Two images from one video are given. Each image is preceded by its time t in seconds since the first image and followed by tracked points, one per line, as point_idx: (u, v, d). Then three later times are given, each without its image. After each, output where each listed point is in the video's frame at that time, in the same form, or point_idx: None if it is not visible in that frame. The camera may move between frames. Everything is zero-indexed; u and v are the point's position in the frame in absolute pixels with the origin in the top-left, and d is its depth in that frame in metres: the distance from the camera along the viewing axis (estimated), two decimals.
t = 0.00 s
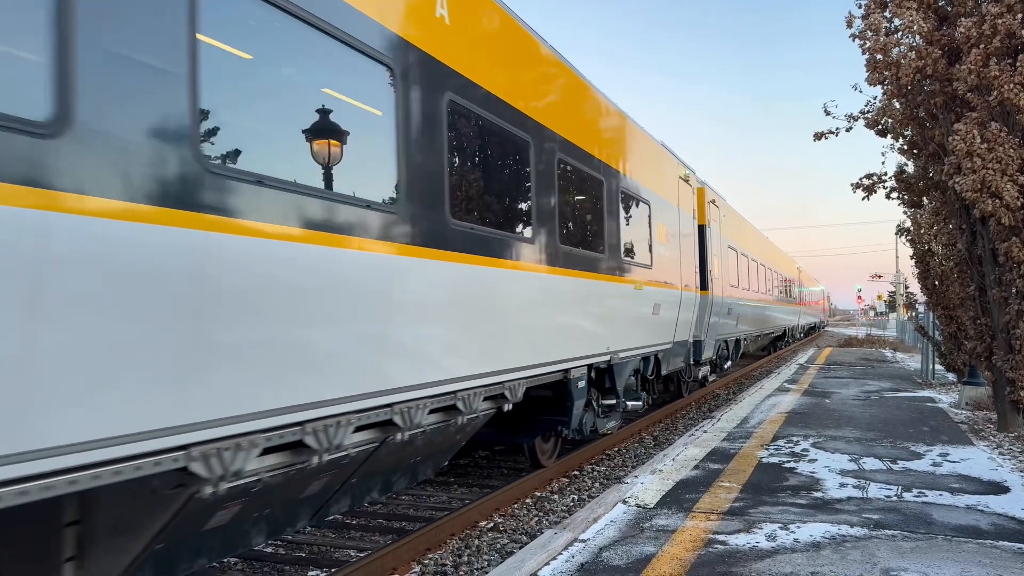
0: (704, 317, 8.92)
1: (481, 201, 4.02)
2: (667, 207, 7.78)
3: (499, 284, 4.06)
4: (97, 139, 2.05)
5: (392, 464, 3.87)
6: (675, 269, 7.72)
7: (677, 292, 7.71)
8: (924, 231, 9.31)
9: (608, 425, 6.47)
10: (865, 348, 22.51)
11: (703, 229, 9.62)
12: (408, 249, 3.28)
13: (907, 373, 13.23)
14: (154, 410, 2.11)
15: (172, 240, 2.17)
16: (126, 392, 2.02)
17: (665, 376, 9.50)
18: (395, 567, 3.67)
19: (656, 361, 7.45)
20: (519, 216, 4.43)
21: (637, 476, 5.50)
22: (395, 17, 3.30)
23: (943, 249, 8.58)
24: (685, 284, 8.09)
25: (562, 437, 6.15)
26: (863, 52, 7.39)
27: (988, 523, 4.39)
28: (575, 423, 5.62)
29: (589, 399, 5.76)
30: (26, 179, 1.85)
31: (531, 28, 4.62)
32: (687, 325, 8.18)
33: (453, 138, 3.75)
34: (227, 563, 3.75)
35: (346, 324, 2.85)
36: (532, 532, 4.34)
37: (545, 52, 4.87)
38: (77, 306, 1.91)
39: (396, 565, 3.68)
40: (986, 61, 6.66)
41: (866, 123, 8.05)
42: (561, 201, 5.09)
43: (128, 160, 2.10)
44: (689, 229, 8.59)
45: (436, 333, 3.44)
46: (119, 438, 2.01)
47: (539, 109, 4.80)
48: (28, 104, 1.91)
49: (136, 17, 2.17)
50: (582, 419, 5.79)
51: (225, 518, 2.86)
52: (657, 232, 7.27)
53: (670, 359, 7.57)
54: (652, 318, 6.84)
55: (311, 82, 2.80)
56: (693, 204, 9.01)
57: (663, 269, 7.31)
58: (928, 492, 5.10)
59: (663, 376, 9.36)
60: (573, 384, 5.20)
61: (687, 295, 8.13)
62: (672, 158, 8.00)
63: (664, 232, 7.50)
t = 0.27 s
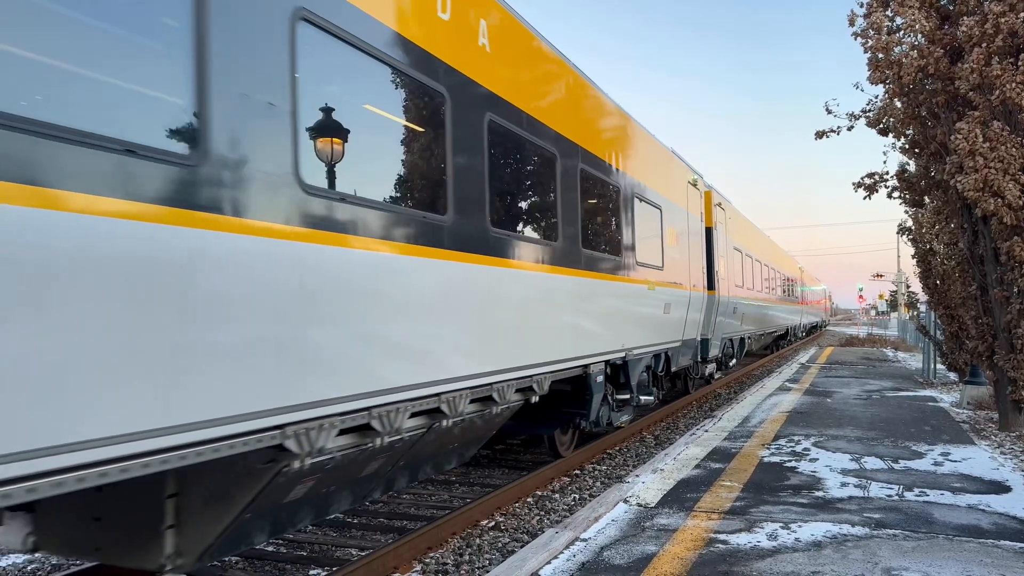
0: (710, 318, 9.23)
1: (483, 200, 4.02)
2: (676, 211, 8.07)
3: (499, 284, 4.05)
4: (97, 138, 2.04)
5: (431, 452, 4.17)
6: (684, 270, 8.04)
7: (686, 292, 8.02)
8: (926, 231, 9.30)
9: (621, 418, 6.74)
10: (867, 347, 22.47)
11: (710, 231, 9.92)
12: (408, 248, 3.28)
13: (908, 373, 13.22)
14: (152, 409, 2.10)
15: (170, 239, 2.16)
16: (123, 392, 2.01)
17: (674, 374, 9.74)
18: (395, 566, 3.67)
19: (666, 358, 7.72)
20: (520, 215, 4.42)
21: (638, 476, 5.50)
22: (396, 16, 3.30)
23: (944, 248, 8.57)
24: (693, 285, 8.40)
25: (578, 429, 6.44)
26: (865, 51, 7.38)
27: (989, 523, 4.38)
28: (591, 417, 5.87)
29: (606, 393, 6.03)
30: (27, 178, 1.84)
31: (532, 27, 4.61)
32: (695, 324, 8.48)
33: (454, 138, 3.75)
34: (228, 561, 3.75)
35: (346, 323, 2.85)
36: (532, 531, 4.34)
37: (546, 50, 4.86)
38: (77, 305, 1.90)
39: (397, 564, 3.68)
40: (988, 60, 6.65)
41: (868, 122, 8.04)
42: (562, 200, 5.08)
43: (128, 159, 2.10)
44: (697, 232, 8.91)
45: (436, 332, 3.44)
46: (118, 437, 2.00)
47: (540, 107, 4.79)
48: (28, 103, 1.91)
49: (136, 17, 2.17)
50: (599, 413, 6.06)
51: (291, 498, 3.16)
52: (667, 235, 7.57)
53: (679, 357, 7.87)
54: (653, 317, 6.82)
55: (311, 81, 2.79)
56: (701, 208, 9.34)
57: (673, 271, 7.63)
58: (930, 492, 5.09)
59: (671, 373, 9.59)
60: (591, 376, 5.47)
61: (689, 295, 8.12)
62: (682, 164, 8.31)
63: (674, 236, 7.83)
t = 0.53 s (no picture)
0: (715, 317, 9.48)
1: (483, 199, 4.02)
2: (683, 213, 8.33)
3: (499, 283, 4.04)
4: (98, 137, 2.04)
5: (463, 438, 4.48)
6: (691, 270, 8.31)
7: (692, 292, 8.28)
8: (927, 230, 9.29)
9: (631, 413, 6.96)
10: (868, 347, 22.44)
11: (715, 233, 10.19)
12: (408, 247, 3.27)
13: (909, 372, 13.22)
14: (151, 409, 2.09)
15: (168, 237, 2.16)
16: (120, 393, 2.00)
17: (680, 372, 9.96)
18: (396, 566, 3.67)
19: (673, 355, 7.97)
20: (520, 214, 4.42)
21: (639, 475, 5.49)
22: (396, 15, 3.30)
23: (945, 247, 8.57)
24: (699, 285, 8.67)
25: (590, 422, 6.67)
26: (866, 50, 7.38)
27: (990, 522, 4.38)
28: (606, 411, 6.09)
29: (619, 389, 6.27)
30: (27, 177, 1.84)
31: (533, 26, 4.61)
32: (700, 324, 8.73)
33: (454, 137, 3.75)
34: (228, 560, 3.75)
35: (346, 322, 2.85)
36: (533, 530, 4.34)
37: (545, 49, 4.85)
38: (77, 304, 1.90)
39: (398, 563, 3.68)
40: (990, 59, 6.65)
41: (868, 121, 8.04)
42: (563, 200, 5.08)
43: (128, 158, 2.10)
44: (702, 234, 9.18)
45: (436, 332, 3.43)
46: (116, 436, 2.00)
47: (539, 106, 4.78)
48: (28, 102, 1.91)
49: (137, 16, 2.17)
50: (612, 408, 6.29)
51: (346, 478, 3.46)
52: (675, 237, 7.83)
53: (685, 354, 8.12)
54: (653, 317, 6.77)
55: (312, 80, 2.80)
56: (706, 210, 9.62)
57: (680, 271, 7.88)
58: (930, 491, 5.09)
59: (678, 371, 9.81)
60: (606, 374, 5.74)
61: (689, 294, 8.12)
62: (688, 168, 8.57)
63: (681, 237, 8.10)
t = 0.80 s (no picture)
0: (720, 316, 9.77)
1: (484, 198, 4.01)
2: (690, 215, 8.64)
3: (500, 282, 4.04)
4: (96, 136, 2.04)
5: (492, 427, 4.87)
6: (698, 271, 8.64)
7: (699, 292, 8.59)
8: (927, 229, 9.29)
9: (642, 408, 7.27)
10: (868, 346, 22.42)
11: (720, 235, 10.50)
12: (409, 246, 3.27)
13: (909, 372, 13.21)
14: (150, 409, 2.09)
15: (167, 237, 2.15)
16: (118, 392, 2.00)
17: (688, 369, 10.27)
18: (396, 565, 3.67)
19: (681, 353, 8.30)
20: (521, 214, 4.42)
21: (639, 474, 5.50)
22: (397, 14, 3.30)
23: (945, 246, 8.57)
24: (706, 285, 8.99)
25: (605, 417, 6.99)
26: (866, 49, 7.38)
27: (990, 522, 4.39)
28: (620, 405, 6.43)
29: (631, 384, 6.60)
30: (25, 176, 1.84)
31: (533, 25, 4.60)
32: (707, 323, 9.03)
33: (455, 136, 3.75)
34: (228, 559, 3.75)
35: (346, 322, 2.84)
36: (533, 529, 4.35)
37: (546, 48, 4.85)
38: (77, 304, 1.90)
39: (398, 562, 3.68)
40: (990, 59, 6.64)
41: (869, 120, 8.05)
42: (564, 199, 5.08)
43: (126, 157, 2.10)
44: (708, 236, 9.51)
45: (437, 331, 3.43)
46: (115, 435, 2.00)
47: (540, 105, 4.78)
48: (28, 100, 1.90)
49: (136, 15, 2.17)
50: (624, 402, 6.59)
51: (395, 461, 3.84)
52: (683, 239, 8.19)
53: (693, 352, 8.44)
54: (654, 316, 6.75)
55: (312, 80, 2.80)
56: (712, 213, 9.94)
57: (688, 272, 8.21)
58: (930, 490, 5.10)
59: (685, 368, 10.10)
60: (620, 368, 6.11)
61: (690, 293, 8.12)
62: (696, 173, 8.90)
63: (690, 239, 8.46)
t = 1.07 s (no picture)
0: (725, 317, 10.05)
1: (484, 198, 4.02)
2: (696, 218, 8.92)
3: (500, 282, 4.05)
4: (98, 136, 2.05)
5: (516, 420, 5.17)
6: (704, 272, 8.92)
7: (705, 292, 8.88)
8: (926, 229, 9.29)
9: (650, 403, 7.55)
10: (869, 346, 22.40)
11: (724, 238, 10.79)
12: (408, 246, 3.27)
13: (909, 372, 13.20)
14: (149, 409, 2.09)
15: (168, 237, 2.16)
16: (118, 392, 2.00)
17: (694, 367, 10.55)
18: (396, 564, 3.67)
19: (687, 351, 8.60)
20: (520, 214, 4.42)
21: (638, 474, 5.50)
22: (395, 14, 3.30)
23: (945, 246, 8.57)
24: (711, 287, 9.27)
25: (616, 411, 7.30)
26: (866, 48, 7.38)
27: (990, 521, 4.38)
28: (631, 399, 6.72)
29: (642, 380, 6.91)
30: (25, 176, 1.84)
31: (532, 24, 4.60)
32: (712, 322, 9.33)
33: (454, 136, 3.76)
34: (228, 559, 3.75)
35: (345, 322, 2.84)
36: (533, 529, 4.35)
37: (545, 48, 4.85)
38: (78, 304, 1.91)
39: (398, 562, 3.68)
40: (990, 58, 6.64)
41: (868, 120, 8.04)
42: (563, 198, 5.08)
43: (126, 155, 2.10)
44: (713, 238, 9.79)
45: (437, 331, 3.43)
46: (115, 435, 2.00)
47: (539, 105, 4.78)
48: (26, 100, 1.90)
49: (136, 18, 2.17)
50: (635, 397, 6.88)
51: (434, 449, 4.17)
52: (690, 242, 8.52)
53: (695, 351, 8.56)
54: (654, 316, 6.74)
55: (310, 79, 2.80)
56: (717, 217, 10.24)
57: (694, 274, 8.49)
58: (930, 490, 5.10)
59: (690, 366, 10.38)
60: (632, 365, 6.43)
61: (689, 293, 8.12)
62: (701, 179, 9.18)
63: (696, 242, 8.75)
